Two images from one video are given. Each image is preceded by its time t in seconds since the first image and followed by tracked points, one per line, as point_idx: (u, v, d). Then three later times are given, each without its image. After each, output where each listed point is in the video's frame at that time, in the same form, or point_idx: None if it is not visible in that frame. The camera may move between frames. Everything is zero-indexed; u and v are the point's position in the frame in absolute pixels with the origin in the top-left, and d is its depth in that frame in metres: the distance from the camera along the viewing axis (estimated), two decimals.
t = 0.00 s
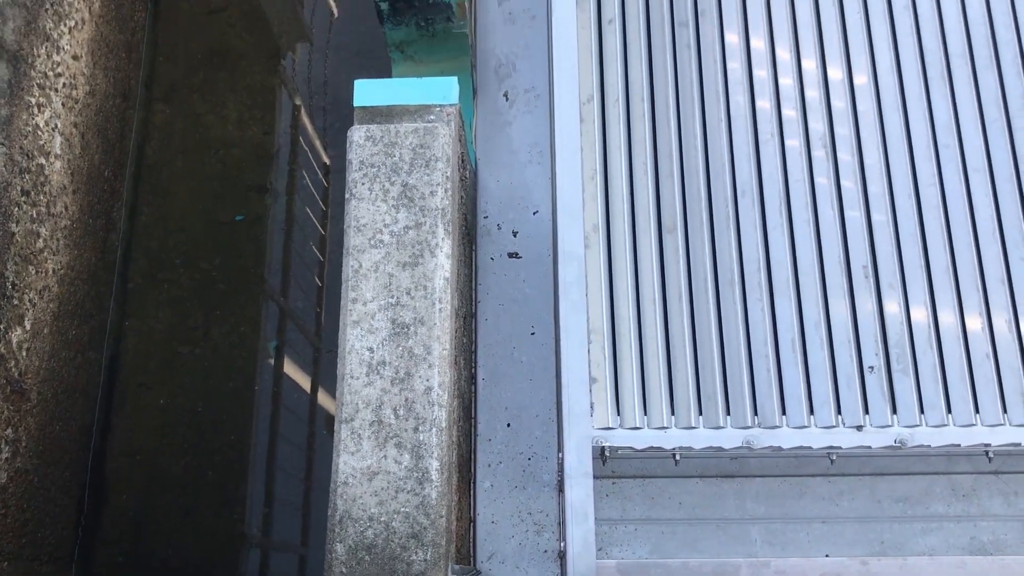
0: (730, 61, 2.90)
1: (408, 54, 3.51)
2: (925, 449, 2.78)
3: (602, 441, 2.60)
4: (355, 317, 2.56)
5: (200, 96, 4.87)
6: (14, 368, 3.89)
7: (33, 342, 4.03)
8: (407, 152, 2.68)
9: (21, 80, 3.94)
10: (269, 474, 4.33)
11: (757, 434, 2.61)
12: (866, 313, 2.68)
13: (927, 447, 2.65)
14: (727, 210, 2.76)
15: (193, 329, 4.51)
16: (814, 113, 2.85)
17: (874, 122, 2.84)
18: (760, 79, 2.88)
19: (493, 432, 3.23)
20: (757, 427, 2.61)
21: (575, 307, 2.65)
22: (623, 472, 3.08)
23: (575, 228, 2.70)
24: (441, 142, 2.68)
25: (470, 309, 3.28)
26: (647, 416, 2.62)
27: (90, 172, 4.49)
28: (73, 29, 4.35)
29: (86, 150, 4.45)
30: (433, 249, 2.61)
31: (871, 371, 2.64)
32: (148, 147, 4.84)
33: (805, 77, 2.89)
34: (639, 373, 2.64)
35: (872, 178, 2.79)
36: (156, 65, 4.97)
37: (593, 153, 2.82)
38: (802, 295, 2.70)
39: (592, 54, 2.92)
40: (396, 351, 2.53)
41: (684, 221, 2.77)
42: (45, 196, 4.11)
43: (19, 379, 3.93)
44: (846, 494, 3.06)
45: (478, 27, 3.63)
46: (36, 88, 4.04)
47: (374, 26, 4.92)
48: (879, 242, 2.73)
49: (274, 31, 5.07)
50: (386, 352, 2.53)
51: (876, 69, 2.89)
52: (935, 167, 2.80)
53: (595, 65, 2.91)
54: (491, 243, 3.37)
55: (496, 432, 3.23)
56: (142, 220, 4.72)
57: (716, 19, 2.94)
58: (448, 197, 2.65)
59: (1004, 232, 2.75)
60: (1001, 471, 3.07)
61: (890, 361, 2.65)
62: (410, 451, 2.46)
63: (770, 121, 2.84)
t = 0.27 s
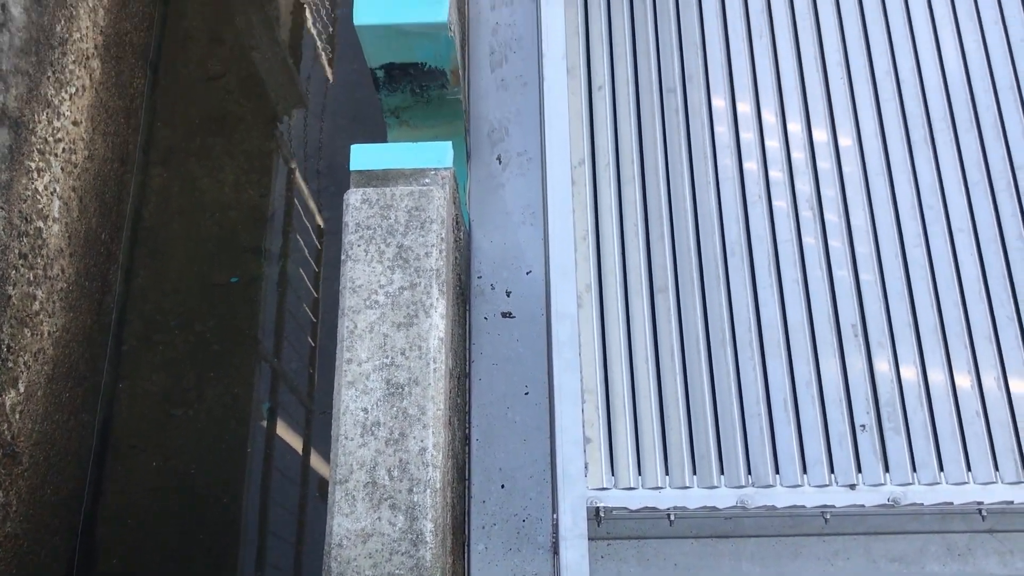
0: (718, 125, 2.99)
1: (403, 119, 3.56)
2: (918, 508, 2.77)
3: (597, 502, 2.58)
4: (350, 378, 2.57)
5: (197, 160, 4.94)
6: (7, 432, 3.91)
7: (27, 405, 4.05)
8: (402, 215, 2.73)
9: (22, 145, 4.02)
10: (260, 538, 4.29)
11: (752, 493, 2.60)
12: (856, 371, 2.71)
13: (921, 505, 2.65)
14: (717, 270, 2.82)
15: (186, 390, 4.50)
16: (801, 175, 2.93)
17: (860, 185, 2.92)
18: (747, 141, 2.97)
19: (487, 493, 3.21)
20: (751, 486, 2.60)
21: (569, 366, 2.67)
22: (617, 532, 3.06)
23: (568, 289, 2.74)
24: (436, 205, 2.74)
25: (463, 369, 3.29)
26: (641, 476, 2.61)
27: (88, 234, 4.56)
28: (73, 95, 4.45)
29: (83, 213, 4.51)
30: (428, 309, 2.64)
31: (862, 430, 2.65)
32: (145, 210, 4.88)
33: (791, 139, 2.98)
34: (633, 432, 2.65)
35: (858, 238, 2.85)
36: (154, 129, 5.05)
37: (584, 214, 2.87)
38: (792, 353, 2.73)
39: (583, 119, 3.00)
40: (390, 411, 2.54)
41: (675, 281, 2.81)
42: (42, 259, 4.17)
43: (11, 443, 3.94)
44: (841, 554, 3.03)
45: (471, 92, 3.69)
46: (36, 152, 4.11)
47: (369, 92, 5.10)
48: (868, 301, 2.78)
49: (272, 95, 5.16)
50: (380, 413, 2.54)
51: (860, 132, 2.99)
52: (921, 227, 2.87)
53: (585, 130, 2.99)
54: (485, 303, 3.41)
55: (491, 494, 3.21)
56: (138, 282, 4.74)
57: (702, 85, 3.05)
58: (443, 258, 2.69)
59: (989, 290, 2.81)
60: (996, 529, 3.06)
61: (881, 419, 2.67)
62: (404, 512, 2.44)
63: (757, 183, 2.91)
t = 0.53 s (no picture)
0: (707, 187, 3.07)
1: (397, 181, 3.60)
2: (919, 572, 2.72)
3: (592, 564, 2.55)
4: (344, 440, 2.57)
5: (192, 223, 4.99)
6: None
7: (17, 469, 4.04)
8: (397, 276, 2.77)
9: (19, 210, 4.07)
10: None
11: (747, 555, 2.57)
12: (848, 430, 2.72)
13: (919, 569, 2.61)
14: (709, 330, 2.85)
15: (177, 450, 4.48)
16: (789, 235, 2.99)
17: (848, 245, 2.98)
18: (735, 203, 3.04)
19: (482, 556, 3.17)
20: (747, 548, 2.58)
21: (564, 427, 2.65)
22: None
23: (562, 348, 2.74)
24: (430, 266, 2.77)
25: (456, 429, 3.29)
26: (636, 537, 2.59)
27: (82, 297, 4.58)
28: (72, 160, 4.52)
29: (78, 275, 4.55)
30: (422, 370, 2.65)
31: (857, 489, 2.65)
32: (140, 272, 4.91)
33: (779, 201, 3.05)
34: (627, 491, 2.64)
35: (848, 297, 2.90)
36: (151, 192, 5.12)
37: (577, 276, 2.92)
38: (785, 413, 2.74)
39: (575, 182, 3.08)
40: (384, 473, 2.53)
41: (668, 341, 2.84)
42: (36, 322, 4.18)
43: None
44: None
45: (465, 155, 3.75)
46: (33, 216, 4.16)
47: (363, 155, 5.14)
48: (858, 360, 2.81)
49: (268, 156, 5.21)
50: (374, 475, 2.53)
51: (846, 194, 3.07)
52: (909, 287, 2.92)
53: (578, 193, 3.06)
54: (478, 363, 3.42)
55: (485, 557, 3.17)
56: (131, 344, 4.74)
57: (692, 149, 3.14)
58: (437, 319, 2.72)
59: (978, 349, 2.85)
60: None
61: (875, 479, 2.67)
62: None
63: (747, 244, 2.97)
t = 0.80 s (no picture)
0: (699, 239, 3.12)
1: (393, 237, 3.55)
2: None
3: None
4: (340, 496, 2.58)
5: (189, 277, 5.01)
6: None
7: (8, 527, 4.00)
8: (393, 331, 2.79)
9: (18, 266, 4.09)
10: None
11: None
12: (844, 483, 2.73)
13: None
14: (704, 384, 2.86)
15: (171, 506, 4.48)
16: (781, 288, 3.03)
17: (840, 298, 3.02)
18: (727, 256, 3.09)
19: None
20: None
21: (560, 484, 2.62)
22: None
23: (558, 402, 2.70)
24: (426, 321, 2.79)
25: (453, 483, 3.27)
26: None
27: (78, 352, 4.58)
28: (71, 216, 4.55)
29: (75, 330, 4.55)
30: (418, 425, 2.65)
31: (853, 543, 2.66)
32: (136, 327, 4.92)
33: (770, 254, 3.10)
34: (623, 547, 2.63)
35: (841, 350, 2.93)
36: (148, 248, 5.15)
37: (572, 329, 2.94)
38: (781, 466, 2.75)
39: (569, 236, 3.12)
40: (380, 530, 2.54)
41: (663, 394, 2.86)
42: (32, 378, 4.17)
43: None
44: None
45: (459, 211, 3.70)
46: (31, 272, 4.18)
47: (359, 209, 5.25)
48: (852, 413, 2.83)
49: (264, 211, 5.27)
50: (370, 532, 2.53)
51: (836, 247, 3.12)
52: (901, 340, 2.95)
53: (572, 247, 3.10)
54: (473, 418, 3.38)
55: None
56: (126, 399, 4.73)
57: (683, 204, 3.20)
58: (433, 373, 2.73)
59: (971, 401, 2.87)
60: None
61: (871, 532, 2.67)
62: None
63: (740, 297, 3.01)
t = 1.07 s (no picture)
0: (694, 283, 3.15)
1: (390, 280, 3.56)
2: None
3: None
4: (336, 543, 2.56)
5: (186, 322, 5.03)
6: None
7: None
8: (390, 376, 2.79)
9: (16, 311, 4.10)
10: None
11: None
12: (841, 529, 2.73)
13: None
14: (701, 429, 2.87)
15: (165, 554, 4.45)
16: (776, 333, 3.06)
17: (835, 342, 3.04)
18: (723, 300, 3.12)
19: None
20: None
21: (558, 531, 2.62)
22: None
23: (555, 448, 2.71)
24: (423, 365, 2.80)
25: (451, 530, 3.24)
26: None
27: (75, 398, 4.57)
28: (69, 262, 4.57)
29: (71, 375, 4.54)
30: (415, 471, 2.65)
31: None
32: (133, 372, 4.93)
33: (765, 298, 3.13)
34: None
35: (837, 394, 2.95)
36: (145, 293, 5.17)
37: (569, 374, 2.95)
38: (779, 512, 2.75)
39: (565, 281, 3.16)
40: None
41: (660, 439, 2.86)
42: (27, 423, 4.15)
43: None
44: None
45: (455, 256, 3.64)
46: (29, 317, 4.18)
47: (357, 252, 5.27)
48: (849, 457, 2.84)
49: (260, 257, 5.31)
50: None
51: (830, 291, 3.15)
52: (897, 384, 2.97)
53: (569, 291, 3.13)
54: (470, 463, 3.31)
55: None
56: (121, 445, 4.73)
57: (679, 248, 3.23)
58: (430, 418, 2.73)
59: (968, 446, 2.87)
60: None
61: None
62: None
63: (736, 341, 3.03)
